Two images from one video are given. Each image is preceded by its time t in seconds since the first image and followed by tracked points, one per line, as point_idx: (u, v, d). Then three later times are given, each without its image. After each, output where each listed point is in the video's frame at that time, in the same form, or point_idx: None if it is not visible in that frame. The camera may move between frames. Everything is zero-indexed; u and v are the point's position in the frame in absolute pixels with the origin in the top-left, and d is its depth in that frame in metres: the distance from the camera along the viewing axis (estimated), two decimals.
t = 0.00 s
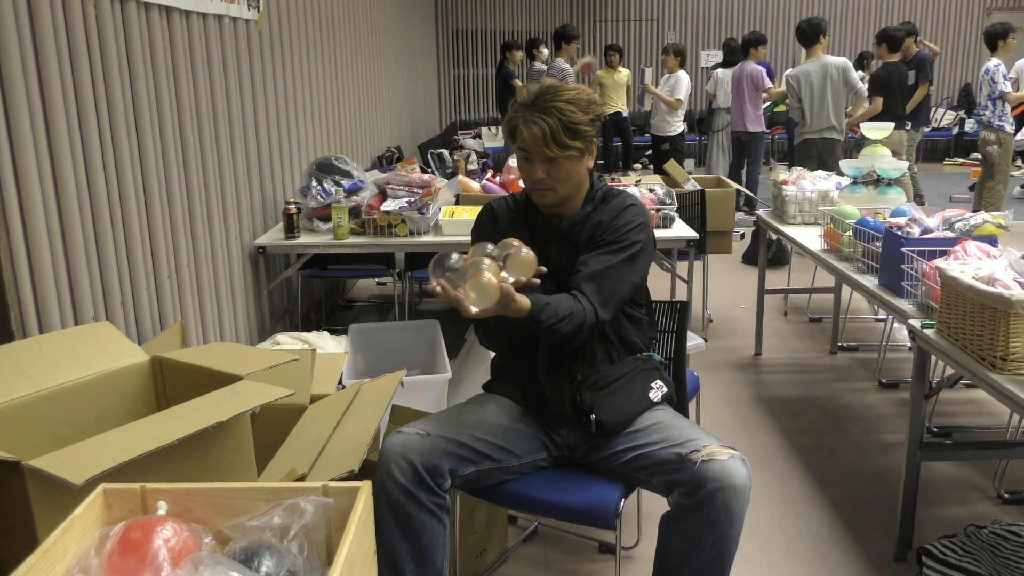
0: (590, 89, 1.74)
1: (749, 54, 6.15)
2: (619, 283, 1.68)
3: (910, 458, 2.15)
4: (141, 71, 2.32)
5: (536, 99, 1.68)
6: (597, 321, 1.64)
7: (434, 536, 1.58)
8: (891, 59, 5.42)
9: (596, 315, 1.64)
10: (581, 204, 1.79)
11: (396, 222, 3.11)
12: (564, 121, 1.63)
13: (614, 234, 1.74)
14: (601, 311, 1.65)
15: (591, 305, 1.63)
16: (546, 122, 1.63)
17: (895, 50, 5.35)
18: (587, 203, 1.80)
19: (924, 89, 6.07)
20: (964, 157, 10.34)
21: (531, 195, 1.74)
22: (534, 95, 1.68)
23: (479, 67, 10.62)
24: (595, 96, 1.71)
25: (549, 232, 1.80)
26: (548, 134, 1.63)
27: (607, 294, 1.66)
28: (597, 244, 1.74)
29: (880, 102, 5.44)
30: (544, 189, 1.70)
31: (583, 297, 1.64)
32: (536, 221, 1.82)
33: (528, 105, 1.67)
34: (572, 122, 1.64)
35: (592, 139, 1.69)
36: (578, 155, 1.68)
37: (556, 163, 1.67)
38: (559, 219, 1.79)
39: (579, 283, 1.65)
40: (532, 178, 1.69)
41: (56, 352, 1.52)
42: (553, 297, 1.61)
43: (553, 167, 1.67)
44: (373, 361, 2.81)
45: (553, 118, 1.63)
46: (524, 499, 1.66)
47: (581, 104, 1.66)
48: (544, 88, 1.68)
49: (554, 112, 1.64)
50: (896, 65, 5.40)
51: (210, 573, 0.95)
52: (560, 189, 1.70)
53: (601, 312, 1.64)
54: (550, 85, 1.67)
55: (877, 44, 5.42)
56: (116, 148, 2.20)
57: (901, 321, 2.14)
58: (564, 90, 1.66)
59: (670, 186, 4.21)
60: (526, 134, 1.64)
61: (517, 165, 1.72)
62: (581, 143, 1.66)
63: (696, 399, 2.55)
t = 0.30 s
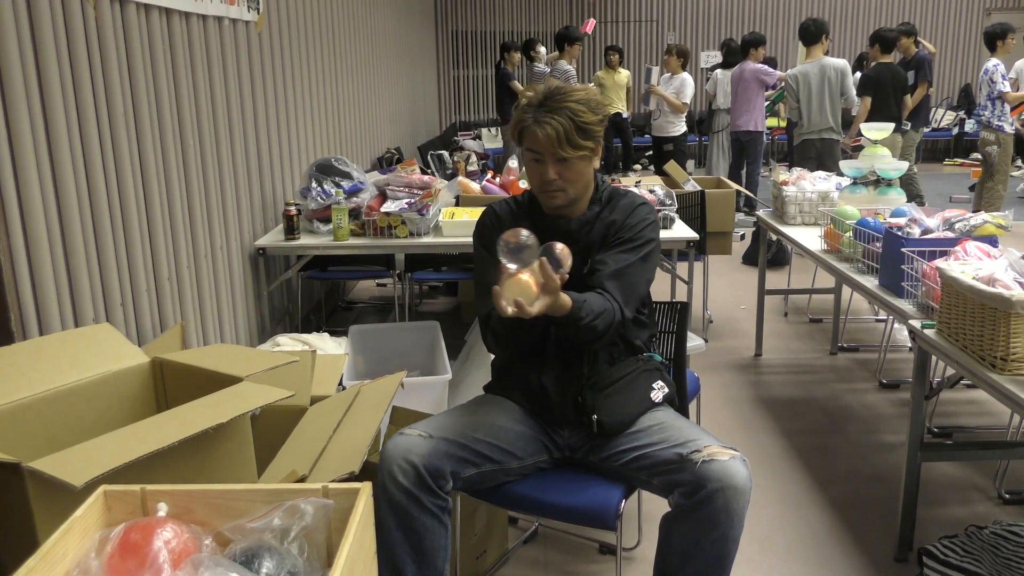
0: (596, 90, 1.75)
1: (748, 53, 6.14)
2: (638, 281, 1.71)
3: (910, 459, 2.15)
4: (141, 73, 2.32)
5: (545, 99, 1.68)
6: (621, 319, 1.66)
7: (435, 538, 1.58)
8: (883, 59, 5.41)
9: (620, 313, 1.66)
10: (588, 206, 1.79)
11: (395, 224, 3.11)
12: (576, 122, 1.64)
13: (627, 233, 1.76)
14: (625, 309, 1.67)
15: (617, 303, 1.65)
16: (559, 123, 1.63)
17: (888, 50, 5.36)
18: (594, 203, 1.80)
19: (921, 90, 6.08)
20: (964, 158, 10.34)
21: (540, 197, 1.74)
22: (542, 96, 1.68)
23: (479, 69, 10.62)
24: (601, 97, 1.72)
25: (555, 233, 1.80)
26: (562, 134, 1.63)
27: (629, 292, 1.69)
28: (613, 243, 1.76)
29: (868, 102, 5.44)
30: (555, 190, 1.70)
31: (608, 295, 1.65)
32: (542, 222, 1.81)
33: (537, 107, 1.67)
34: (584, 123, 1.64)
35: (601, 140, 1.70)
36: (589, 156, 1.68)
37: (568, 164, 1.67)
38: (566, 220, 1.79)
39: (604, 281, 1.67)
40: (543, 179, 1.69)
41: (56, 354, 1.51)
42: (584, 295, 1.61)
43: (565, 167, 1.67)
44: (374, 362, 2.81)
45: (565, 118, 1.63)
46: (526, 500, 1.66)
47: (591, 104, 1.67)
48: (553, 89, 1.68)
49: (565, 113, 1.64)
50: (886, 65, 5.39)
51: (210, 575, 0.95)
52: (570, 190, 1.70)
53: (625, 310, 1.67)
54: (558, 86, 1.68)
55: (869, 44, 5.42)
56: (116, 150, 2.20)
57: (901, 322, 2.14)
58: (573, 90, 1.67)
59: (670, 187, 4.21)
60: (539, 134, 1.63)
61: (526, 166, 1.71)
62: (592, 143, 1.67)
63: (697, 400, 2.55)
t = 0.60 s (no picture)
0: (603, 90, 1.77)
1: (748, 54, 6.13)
2: (659, 282, 1.75)
3: (911, 459, 2.15)
4: (142, 73, 2.33)
5: (557, 99, 1.68)
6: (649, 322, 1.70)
7: (438, 539, 1.58)
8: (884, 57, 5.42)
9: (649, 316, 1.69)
10: (596, 205, 1.80)
11: (396, 224, 3.11)
12: (591, 121, 1.65)
13: (642, 234, 1.79)
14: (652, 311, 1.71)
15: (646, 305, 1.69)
16: (575, 122, 1.63)
17: (887, 50, 5.37)
18: (603, 203, 1.81)
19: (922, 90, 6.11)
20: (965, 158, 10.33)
21: (552, 196, 1.73)
22: (554, 95, 1.68)
23: (479, 69, 10.63)
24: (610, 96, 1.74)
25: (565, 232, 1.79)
26: (578, 133, 1.63)
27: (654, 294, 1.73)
28: (630, 245, 1.78)
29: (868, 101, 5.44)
30: (569, 189, 1.70)
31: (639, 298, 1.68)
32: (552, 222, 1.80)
33: (550, 106, 1.67)
34: (598, 122, 1.65)
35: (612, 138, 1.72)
36: (603, 155, 1.70)
37: (583, 163, 1.68)
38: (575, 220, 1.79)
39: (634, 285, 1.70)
40: (558, 178, 1.69)
41: (57, 355, 1.51)
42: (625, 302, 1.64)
43: (580, 166, 1.68)
44: (374, 363, 2.81)
45: (581, 118, 1.64)
46: (528, 500, 1.66)
47: (603, 103, 1.69)
48: (565, 88, 1.68)
49: (580, 112, 1.65)
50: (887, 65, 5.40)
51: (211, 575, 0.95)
52: (583, 189, 1.71)
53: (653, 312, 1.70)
54: (570, 86, 1.68)
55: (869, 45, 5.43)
56: (116, 150, 2.20)
57: (901, 322, 2.14)
58: (585, 89, 1.68)
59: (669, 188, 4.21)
60: (556, 133, 1.63)
61: (539, 166, 1.71)
62: (606, 142, 1.69)
63: (697, 400, 2.55)
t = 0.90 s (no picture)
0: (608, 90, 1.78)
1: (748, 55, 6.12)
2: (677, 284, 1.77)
3: (911, 460, 2.15)
4: (142, 74, 2.33)
5: (573, 98, 1.68)
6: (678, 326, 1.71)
7: (438, 541, 1.58)
8: (889, 58, 5.42)
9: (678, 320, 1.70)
10: (606, 206, 1.81)
11: (396, 226, 3.11)
12: (610, 121, 1.66)
13: (656, 233, 1.80)
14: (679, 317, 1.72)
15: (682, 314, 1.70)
16: (597, 121, 1.64)
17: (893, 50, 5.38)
18: (613, 204, 1.82)
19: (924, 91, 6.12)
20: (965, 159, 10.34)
21: (568, 197, 1.73)
22: (570, 95, 1.68)
23: (478, 71, 10.63)
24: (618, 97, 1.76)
25: (576, 232, 1.79)
26: (600, 133, 1.64)
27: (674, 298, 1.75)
28: (646, 245, 1.78)
29: (870, 101, 5.43)
30: (588, 189, 1.70)
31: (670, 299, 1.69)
32: (563, 222, 1.79)
33: (567, 104, 1.67)
34: (616, 121, 1.67)
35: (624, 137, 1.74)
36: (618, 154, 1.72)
37: (602, 163, 1.69)
38: (587, 220, 1.78)
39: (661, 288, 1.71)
40: (577, 179, 1.69)
41: (57, 356, 1.51)
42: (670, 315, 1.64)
43: (599, 166, 1.69)
44: (374, 365, 2.81)
45: (601, 117, 1.65)
46: (530, 501, 1.66)
47: (617, 103, 1.70)
48: (579, 88, 1.69)
49: (599, 111, 1.65)
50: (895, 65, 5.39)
51: None
52: (600, 189, 1.72)
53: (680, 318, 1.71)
54: (585, 85, 1.69)
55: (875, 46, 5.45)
56: (117, 150, 2.20)
57: (902, 322, 2.14)
58: (599, 89, 1.69)
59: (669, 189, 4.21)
60: (578, 133, 1.63)
61: (556, 166, 1.70)
62: (621, 142, 1.70)
63: (698, 402, 2.54)
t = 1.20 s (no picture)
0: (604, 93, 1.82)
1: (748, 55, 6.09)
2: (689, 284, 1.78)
3: (912, 461, 2.14)
4: (142, 75, 2.33)
5: (590, 97, 1.69)
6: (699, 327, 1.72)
7: (438, 542, 1.58)
8: (892, 58, 5.40)
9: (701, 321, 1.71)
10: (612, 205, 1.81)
11: (396, 227, 3.11)
12: (626, 118, 1.69)
13: (666, 231, 1.81)
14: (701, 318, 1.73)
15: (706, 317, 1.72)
16: (618, 117, 1.66)
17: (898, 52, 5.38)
18: (620, 203, 1.82)
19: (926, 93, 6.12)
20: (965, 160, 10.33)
21: (587, 197, 1.71)
22: (586, 93, 1.69)
23: (478, 71, 10.64)
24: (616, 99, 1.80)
25: (590, 233, 1.77)
26: (623, 128, 1.66)
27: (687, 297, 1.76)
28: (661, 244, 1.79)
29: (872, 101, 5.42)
30: (608, 187, 1.69)
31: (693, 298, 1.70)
32: (575, 223, 1.77)
33: (584, 103, 1.67)
34: (631, 119, 1.70)
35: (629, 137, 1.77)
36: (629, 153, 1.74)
37: (620, 160, 1.70)
38: (598, 219, 1.77)
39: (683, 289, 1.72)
40: (600, 176, 1.67)
41: (57, 357, 1.52)
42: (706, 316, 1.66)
43: (617, 164, 1.70)
44: (374, 366, 2.81)
45: (620, 114, 1.67)
46: (530, 503, 1.66)
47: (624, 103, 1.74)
48: (593, 87, 1.70)
49: (617, 108, 1.68)
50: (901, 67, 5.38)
51: None
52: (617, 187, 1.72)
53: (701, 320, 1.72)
54: (598, 84, 1.70)
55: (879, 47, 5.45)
56: (117, 150, 2.20)
57: (902, 323, 2.14)
58: (610, 89, 1.72)
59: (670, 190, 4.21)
60: (605, 128, 1.64)
61: (577, 164, 1.68)
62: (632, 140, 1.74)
63: (698, 402, 2.54)
